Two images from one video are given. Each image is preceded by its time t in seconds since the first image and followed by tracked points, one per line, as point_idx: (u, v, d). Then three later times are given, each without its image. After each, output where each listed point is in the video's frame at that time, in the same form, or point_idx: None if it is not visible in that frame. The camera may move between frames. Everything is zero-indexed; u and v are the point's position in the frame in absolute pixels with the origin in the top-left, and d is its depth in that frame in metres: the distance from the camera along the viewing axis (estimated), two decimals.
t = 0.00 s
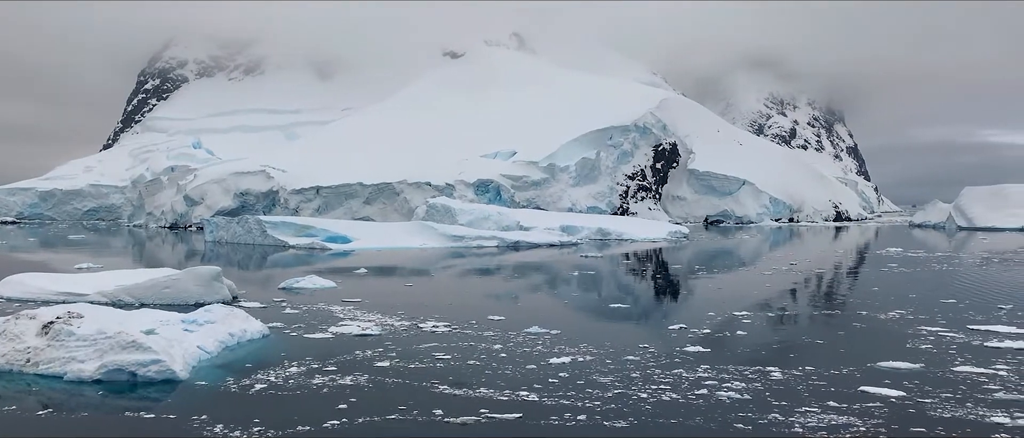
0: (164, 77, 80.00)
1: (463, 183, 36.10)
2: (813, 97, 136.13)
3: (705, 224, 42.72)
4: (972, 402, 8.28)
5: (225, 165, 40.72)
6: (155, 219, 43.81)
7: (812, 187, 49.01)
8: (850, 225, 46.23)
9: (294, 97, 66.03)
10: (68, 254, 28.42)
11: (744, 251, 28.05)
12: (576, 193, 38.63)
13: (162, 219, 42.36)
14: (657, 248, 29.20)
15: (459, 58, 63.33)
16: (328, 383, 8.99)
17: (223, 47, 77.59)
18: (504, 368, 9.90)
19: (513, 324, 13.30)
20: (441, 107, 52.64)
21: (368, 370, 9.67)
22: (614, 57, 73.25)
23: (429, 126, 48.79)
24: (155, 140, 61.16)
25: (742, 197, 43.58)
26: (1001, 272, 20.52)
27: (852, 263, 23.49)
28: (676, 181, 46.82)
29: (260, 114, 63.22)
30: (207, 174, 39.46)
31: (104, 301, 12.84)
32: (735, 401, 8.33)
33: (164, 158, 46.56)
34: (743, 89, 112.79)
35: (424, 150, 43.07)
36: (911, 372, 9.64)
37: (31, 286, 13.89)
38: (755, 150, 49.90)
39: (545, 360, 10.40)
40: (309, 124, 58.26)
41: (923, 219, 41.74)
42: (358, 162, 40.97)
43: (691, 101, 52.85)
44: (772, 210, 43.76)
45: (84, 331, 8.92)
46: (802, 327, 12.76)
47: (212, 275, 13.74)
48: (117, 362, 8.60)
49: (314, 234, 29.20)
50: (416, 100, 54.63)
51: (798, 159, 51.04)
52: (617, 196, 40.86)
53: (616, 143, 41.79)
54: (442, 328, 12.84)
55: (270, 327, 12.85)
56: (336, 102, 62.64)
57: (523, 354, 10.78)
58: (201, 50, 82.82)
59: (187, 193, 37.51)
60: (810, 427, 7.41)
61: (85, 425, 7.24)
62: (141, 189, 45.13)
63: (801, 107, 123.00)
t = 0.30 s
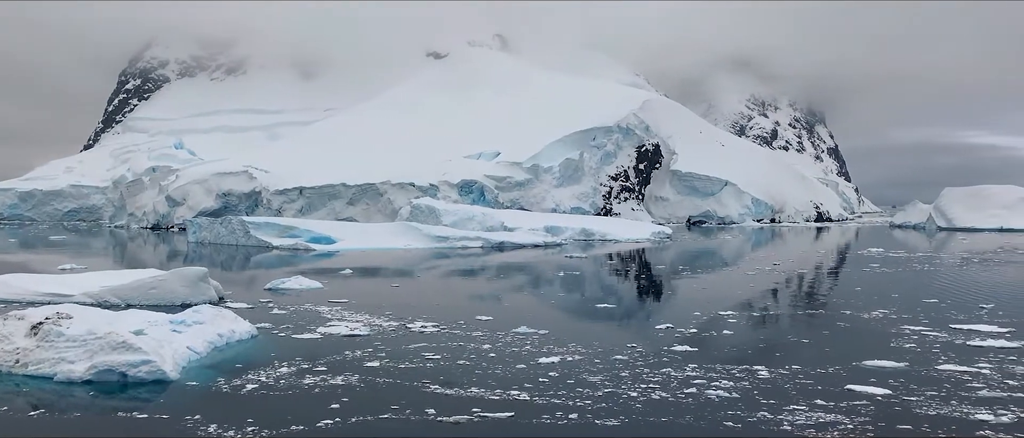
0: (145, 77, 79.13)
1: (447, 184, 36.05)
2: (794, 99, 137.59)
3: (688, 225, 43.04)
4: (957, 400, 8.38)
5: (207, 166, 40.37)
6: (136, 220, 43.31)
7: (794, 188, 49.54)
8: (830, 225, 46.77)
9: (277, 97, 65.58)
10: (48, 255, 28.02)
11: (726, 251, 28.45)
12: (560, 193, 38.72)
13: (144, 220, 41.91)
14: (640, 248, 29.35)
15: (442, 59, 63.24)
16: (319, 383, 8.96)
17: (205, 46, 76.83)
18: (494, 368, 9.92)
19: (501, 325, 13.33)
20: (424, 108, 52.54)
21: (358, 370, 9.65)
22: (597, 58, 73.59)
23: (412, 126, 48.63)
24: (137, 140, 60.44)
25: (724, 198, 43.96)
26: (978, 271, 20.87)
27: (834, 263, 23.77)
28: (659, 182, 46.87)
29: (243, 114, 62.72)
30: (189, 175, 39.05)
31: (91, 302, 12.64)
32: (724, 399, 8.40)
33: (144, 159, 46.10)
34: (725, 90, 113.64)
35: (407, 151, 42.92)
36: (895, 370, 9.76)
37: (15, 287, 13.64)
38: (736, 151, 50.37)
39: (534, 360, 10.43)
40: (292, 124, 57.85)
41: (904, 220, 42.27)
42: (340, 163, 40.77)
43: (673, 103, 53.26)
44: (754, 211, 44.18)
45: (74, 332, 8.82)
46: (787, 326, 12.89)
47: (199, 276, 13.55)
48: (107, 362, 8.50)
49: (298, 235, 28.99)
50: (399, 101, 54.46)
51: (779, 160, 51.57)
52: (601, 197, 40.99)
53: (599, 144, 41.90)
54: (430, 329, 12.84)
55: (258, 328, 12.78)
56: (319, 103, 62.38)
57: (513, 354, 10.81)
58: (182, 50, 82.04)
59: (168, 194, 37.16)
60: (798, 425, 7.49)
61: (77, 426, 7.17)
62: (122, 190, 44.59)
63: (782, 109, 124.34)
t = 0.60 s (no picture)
0: (126, 77, 78.21)
1: (430, 184, 35.94)
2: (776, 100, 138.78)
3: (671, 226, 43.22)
4: (941, 398, 8.44)
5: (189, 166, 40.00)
6: (118, 221, 42.81)
7: (776, 189, 49.97)
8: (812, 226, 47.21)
9: (260, 96, 65.06)
10: (27, 257, 27.61)
11: (708, 251, 28.78)
12: (544, 194, 38.74)
13: (125, 221, 41.43)
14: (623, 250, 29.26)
15: (425, 59, 63.11)
16: (310, 383, 8.94)
17: (187, 46, 76.05)
18: (484, 367, 9.94)
19: (490, 325, 13.35)
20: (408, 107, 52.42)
21: (348, 370, 9.64)
22: (581, 60, 73.86)
23: (396, 127, 48.46)
24: (118, 140, 59.70)
25: (706, 198, 44.23)
26: (958, 271, 21.12)
27: (816, 263, 23.98)
28: (642, 183, 47.36)
29: (225, 113, 62.19)
30: (171, 175, 38.63)
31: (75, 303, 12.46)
32: (713, 397, 8.45)
33: (125, 159, 45.55)
34: (707, 91, 114.49)
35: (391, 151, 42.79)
36: (880, 369, 9.83)
37: None
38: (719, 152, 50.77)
39: (524, 359, 10.46)
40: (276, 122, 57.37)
41: (884, 220, 42.75)
42: (324, 163, 40.56)
43: (656, 104, 53.71)
44: (736, 212, 44.47)
45: (62, 333, 8.72)
46: (772, 326, 12.98)
47: (185, 277, 13.39)
48: (97, 363, 8.40)
49: (282, 235, 28.74)
50: (382, 100, 54.23)
51: (761, 161, 51.99)
52: (584, 198, 41.03)
53: (582, 145, 42.02)
54: (418, 329, 12.83)
55: (246, 329, 12.71)
56: (303, 103, 62.03)
57: (502, 354, 10.84)
58: (163, 49, 81.14)
59: (149, 195, 36.76)
60: (786, 422, 7.55)
61: (69, 426, 7.11)
62: (103, 191, 44.04)
63: (764, 110, 125.48)
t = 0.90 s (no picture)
0: (106, 76, 77.32)
1: (414, 185, 35.83)
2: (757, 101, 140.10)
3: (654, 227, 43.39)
4: (925, 396, 8.47)
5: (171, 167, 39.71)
6: (99, 222, 42.38)
7: (757, 190, 50.39)
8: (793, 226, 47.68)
9: (241, 96, 64.57)
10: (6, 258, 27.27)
11: (691, 251, 29.15)
12: (527, 195, 38.79)
13: (107, 222, 41.03)
14: (606, 250, 29.23)
15: (408, 60, 63.11)
16: (301, 383, 8.94)
17: (169, 45, 75.33)
18: (474, 367, 9.96)
19: (477, 325, 13.38)
20: (390, 108, 52.41)
21: (339, 370, 9.65)
22: (564, 61, 74.24)
23: (379, 127, 48.33)
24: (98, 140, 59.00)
25: (688, 199, 44.57)
26: (936, 270, 21.34)
27: (797, 264, 24.22)
28: (625, 184, 47.72)
29: (207, 113, 61.71)
30: (153, 176, 38.26)
31: (59, 303, 12.34)
32: (701, 396, 8.49)
33: (106, 160, 45.08)
34: (689, 93, 115.44)
35: (374, 151, 42.72)
36: (865, 368, 9.87)
37: None
38: (701, 154, 51.13)
39: (513, 359, 10.49)
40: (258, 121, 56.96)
41: (864, 221, 43.24)
42: (307, 163, 40.41)
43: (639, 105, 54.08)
44: (718, 213, 44.75)
45: (52, 333, 8.63)
46: (756, 326, 13.03)
47: (171, 278, 13.32)
48: (87, 364, 8.34)
49: (265, 236, 28.53)
50: (365, 101, 54.13)
51: (743, 163, 52.47)
52: (567, 199, 41.22)
53: (565, 146, 42.29)
54: (406, 329, 12.87)
55: (234, 329, 12.69)
56: (285, 104, 61.74)
57: (491, 354, 10.88)
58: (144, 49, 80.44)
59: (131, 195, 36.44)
60: (774, 420, 7.58)
61: (61, 426, 7.07)
62: (83, 191, 43.56)
63: (745, 111, 126.68)
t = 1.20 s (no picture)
0: (86, 77, 76.58)
1: (396, 186, 35.75)
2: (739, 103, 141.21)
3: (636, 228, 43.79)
4: (909, 394, 8.43)
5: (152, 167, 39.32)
6: (80, 222, 41.85)
7: (738, 192, 50.71)
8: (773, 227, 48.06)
9: (223, 96, 64.06)
10: None
11: (673, 251, 29.57)
12: (510, 195, 38.84)
13: (87, 223, 40.51)
14: (587, 251, 29.58)
15: (391, 60, 62.96)
16: (291, 383, 8.86)
17: (150, 45, 74.66)
18: (462, 367, 9.91)
19: (464, 325, 13.34)
20: (373, 108, 52.23)
21: (328, 370, 9.59)
22: (547, 63, 74.47)
23: (362, 127, 48.09)
24: (78, 140, 58.19)
25: (670, 200, 44.95)
26: (915, 270, 21.45)
27: (779, 264, 24.32)
28: (608, 185, 47.98)
29: (188, 113, 61.12)
30: (134, 176, 37.86)
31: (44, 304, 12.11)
32: (688, 395, 8.45)
33: (86, 160, 44.52)
34: (671, 94, 116.15)
35: (357, 151, 42.55)
36: (848, 367, 9.83)
37: None
38: (683, 155, 51.48)
39: (501, 359, 10.45)
40: (239, 121, 56.50)
41: (845, 222, 43.68)
42: (288, 164, 40.07)
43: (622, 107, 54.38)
44: (700, 214, 45.04)
45: (41, 334, 8.44)
46: (738, 326, 12.93)
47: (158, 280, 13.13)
48: (77, 364, 8.14)
49: (248, 237, 28.22)
50: (347, 101, 53.87)
51: (724, 165, 52.91)
52: (550, 200, 41.40)
53: (548, 147, 42.41)
54: (394, 330, 12.83)
55: (221, 330, 12.64)
56: (268, 104, 61.33)
57: (479, 354, 10.83)
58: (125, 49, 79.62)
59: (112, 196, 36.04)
60: (760, 419, 7.54)
61: (51, 426, 6.93)
62: (63, 192, 42.98)
63: (726, 113, 127.77)
